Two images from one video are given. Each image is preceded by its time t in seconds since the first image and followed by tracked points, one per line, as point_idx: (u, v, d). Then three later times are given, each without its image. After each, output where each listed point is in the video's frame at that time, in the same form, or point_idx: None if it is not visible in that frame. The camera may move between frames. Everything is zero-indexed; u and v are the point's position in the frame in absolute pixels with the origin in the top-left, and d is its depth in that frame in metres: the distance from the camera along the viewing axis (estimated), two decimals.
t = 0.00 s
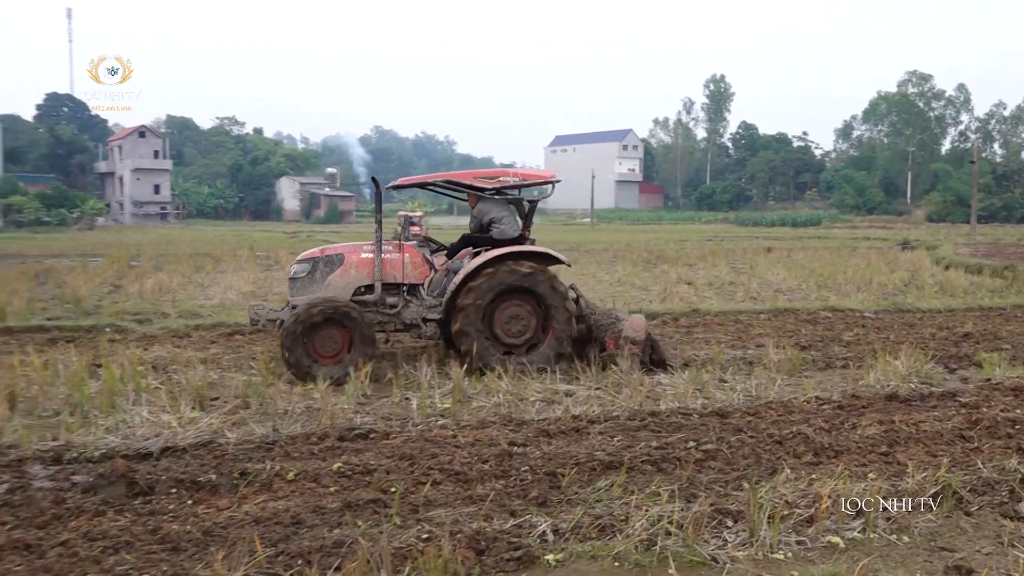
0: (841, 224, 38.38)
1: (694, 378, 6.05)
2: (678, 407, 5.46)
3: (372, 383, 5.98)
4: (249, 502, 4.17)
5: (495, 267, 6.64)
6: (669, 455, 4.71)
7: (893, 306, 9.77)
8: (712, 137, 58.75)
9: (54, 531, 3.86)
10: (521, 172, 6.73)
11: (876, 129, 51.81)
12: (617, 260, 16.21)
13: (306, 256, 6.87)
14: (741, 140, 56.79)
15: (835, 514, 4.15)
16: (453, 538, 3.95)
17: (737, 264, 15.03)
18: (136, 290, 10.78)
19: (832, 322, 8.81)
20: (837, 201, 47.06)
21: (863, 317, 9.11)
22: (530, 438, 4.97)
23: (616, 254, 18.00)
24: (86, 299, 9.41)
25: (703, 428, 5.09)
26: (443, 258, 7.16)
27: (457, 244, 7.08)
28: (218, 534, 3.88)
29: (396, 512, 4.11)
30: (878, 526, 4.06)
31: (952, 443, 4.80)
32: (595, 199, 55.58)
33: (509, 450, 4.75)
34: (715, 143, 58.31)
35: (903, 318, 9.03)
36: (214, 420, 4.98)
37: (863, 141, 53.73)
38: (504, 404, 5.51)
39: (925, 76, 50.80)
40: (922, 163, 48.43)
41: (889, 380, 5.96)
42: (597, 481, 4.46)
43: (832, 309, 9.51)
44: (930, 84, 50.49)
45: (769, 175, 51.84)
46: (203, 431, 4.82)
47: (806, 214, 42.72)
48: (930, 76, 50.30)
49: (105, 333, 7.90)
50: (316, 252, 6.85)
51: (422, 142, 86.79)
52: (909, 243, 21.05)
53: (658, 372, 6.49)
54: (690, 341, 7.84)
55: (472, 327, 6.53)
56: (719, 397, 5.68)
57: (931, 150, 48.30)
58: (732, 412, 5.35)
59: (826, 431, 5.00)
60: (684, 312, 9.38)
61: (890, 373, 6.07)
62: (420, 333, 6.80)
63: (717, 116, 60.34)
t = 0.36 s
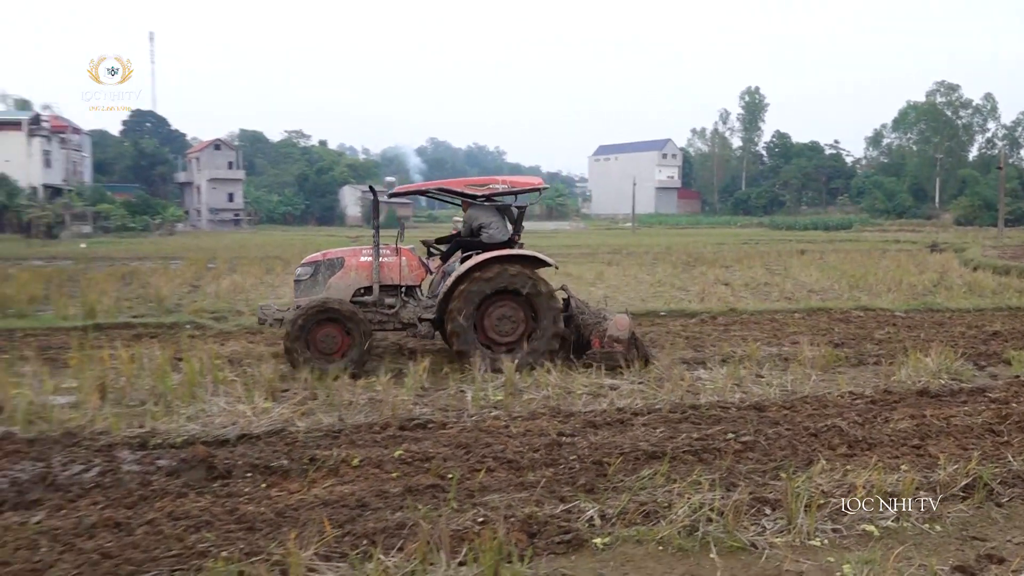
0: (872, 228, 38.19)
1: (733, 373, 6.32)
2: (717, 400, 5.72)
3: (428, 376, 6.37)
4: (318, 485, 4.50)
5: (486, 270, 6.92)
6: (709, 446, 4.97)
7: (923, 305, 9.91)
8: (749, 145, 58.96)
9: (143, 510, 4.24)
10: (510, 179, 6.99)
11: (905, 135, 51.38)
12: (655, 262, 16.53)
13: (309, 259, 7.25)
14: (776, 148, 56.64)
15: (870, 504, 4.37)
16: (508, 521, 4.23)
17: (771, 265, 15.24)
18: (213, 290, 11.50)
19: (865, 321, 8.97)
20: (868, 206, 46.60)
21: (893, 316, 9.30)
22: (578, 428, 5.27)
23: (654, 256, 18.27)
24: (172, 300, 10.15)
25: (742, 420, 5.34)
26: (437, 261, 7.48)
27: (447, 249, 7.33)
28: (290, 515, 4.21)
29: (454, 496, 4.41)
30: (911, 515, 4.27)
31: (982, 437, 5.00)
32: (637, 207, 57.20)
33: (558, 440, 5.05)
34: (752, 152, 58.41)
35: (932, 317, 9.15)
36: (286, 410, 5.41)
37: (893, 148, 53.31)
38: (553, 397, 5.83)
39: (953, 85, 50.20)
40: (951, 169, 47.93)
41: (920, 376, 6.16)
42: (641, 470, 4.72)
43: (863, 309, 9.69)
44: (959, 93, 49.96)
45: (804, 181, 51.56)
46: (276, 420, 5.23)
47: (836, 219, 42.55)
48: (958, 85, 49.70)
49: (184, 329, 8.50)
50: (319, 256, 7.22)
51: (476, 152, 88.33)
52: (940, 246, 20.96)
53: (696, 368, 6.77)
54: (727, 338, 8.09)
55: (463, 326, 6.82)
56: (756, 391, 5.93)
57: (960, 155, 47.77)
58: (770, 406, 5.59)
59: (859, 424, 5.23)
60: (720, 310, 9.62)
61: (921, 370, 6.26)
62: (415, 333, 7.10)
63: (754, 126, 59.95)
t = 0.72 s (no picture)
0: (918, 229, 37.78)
1: (783, 367, 6.57)
2: (767, 392, 5.97)
3: (494, 366, 6.81)
4: (393, 466, 4.88)
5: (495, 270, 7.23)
6: (760, 436, 5.23)
7: (970, 302, 9.97)
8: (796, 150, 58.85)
9: (235, 486, 4.64)
10: (518, 185, 7.34)
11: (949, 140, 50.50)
12: (705, 262, 16.80)
13: (331, 259, 7.60)
14: (823, 152, 57.31)
15: (917, 493, 4.56)
16: (570, 503, 4.52)
17: (818, 265, 15.36)
18: (296, 289, 12.45)
19: (912, 318, 9.08)
20: (912, 207, 45.65)
21: (940, 313, 9.40)
22: (634, 417, 5.59)
23: (704, 256, 18.52)
24: (259, 297, 11.03)
25: (791, 411, 5.59)
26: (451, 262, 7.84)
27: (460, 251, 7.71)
28: (368, 493, 4.56)
29: (520, 479, 4.73)
30: (958, 505, 4.45)
31: None
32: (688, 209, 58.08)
33: (616, 428, 5.37)
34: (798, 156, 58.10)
35: (977, 315, 9.24)
36: (365, 397, 5.90)
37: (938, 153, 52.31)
38: (610, 387, 6.18)
39: (998, 91, 48.98)
40: (995, 172, 46.97)
41: (967, 371, 6.30)
42: (695, 458, 5.00)
43: (908, 306, 9.81)
44: (1004, 100, 48.83)
45: (848, 182, 51.73)
46: (355, 407, 5.69)
47: (879, 220, 42.19)
48: (1003, 91, 48.45)
49: (271, 322, 9.24)
50: (340, 255, 7.58)
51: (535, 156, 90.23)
52: (985, 247, 20.71)
53: (747, 361, 7.04)
54: (776, 333, 8.32)
55: (472, 323, 7.13)
56: (805, 384, 6.18)
57: (1005, 160, 46.75)
58: (818, 398, 5.82)
59: (906, 417, 5.43)
60: (769, 307, 9.85)
61: (968, 365, 6.41)
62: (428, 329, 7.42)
63: (801, 132, 59.58)
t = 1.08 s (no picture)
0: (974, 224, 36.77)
1: (836, 363, 6.56)
2: (819, 388, 5.96)
3: (547, 360, 6.95)
4: (449, 456, 5.01)
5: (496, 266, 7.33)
6: (813, 431, 5.23)
7: None
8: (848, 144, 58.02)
9: (298, 472, 4.80)
10: (520, 183, 7.42)
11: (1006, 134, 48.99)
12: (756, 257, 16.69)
13: (340, 253, 7.74)
14: (875, 148, 55.97)
15: (975, 492, 4.51)
16: (622, 494, 4.57)
17: (869, 260, 15.14)
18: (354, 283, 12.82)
19: (968, 315, 8.92)
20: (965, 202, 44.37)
21: (998, 309, 9.22)
22: (686, 411, 5.65)
23: (755, 252, 18.37)
24: (320, 290, 11.39)
25: (845, 407, 5.57)
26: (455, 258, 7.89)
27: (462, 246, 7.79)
28: (424, 482, 4.67)
29: (572, 470, 4.80)
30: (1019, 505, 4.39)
31: None
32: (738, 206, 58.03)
33: (668, 421, 5.43)
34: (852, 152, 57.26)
35: None
36: (421, 387, 6.08)
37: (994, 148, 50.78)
38: (662, 380, 6.26)
39: None
40: None
41: None
42: (747, 452, 5.02)
43: (965, 302, 9.63)
44: None
45: (903, 177, 50.56)
46: (411, 397, 5.86)
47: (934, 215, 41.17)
48: None
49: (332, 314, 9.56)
50: (348, 249, 7.70)
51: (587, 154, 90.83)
52: None
53: (799, 356, 7.04)
54: (828, 329, 8.28)
55: (473, 317, 7.25)
56: (858, 379, 6.16)
57: None
58: (872, 394, 5.79)
59: (963, 415, 5.37)
60: (821, 303, 9.78)
61: None
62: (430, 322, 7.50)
63: (854, 127, 58.73)
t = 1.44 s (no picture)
0: None
1: (895, 358, 6.41)
2: (878, 384, 5.83)
3: (597, 352, 6.95)
4: (500, 446, 5.03)
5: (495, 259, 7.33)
6: (871, 429, 5.12)
7: None
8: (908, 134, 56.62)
9: (350, 460, 4.87)
10: (523, 175, 7.38)
11: None
12: (814, 250, 16.37)
13: (343, 243, 7.83)
14: (938, 138, 54.51)
15: None
16: (674, 489, 4.52)
17: (932, 254, 14.71)
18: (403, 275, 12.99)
19: None
20: None
21: None
22: (739, 406, 5.58)
23: (814, 244, 18.00)
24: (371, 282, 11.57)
25: (904, 404, 5.44)
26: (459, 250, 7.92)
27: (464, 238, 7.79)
28: (474, 472, 4.69)
29: (622, 463, 4.78)
30: None
31: None
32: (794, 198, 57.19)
33: (721, 416, 5.37)
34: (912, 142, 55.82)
35: None
36: (472, 378, 6.15)
37: None
38: (714, 375, 6.20)
39: None
40: None
41: None
42: (803, 448, 4.93)
43: None
44: None
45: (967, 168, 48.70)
46: (461, 388, 5.92)
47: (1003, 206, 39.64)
48: None
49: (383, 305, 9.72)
50: (350, 240, 7.79)
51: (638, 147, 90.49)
52: None
53: (856, 351, 6.90)
54: (886, 324, 8.10)
55: (471, 310, 7.26)
56: (919, 376, 6.00)
57: None
58: (934, 391, 5.64)
59: None
60: (880, 297, 9.56)
61: None
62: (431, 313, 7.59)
63: (915, 116, 57.40)
